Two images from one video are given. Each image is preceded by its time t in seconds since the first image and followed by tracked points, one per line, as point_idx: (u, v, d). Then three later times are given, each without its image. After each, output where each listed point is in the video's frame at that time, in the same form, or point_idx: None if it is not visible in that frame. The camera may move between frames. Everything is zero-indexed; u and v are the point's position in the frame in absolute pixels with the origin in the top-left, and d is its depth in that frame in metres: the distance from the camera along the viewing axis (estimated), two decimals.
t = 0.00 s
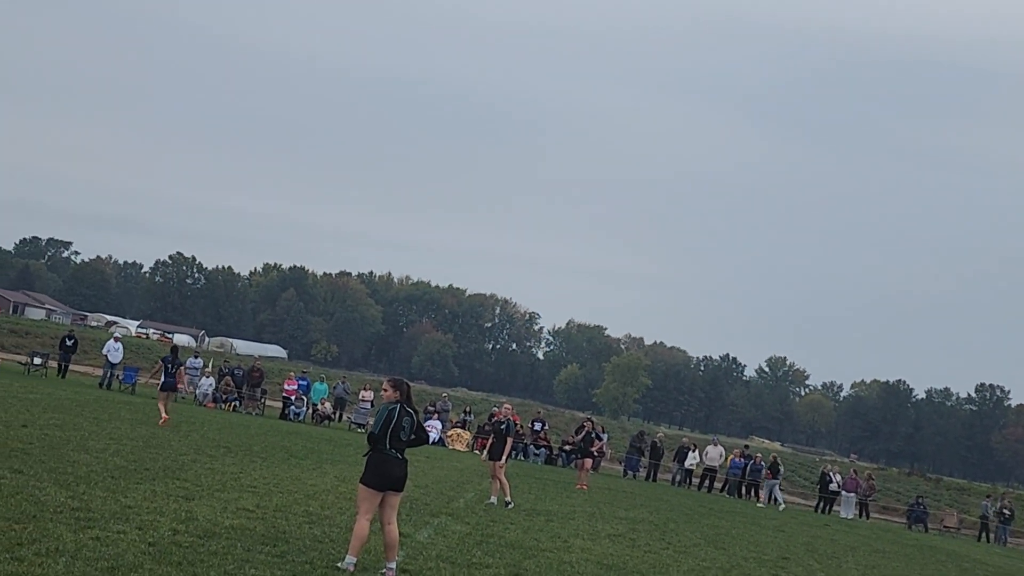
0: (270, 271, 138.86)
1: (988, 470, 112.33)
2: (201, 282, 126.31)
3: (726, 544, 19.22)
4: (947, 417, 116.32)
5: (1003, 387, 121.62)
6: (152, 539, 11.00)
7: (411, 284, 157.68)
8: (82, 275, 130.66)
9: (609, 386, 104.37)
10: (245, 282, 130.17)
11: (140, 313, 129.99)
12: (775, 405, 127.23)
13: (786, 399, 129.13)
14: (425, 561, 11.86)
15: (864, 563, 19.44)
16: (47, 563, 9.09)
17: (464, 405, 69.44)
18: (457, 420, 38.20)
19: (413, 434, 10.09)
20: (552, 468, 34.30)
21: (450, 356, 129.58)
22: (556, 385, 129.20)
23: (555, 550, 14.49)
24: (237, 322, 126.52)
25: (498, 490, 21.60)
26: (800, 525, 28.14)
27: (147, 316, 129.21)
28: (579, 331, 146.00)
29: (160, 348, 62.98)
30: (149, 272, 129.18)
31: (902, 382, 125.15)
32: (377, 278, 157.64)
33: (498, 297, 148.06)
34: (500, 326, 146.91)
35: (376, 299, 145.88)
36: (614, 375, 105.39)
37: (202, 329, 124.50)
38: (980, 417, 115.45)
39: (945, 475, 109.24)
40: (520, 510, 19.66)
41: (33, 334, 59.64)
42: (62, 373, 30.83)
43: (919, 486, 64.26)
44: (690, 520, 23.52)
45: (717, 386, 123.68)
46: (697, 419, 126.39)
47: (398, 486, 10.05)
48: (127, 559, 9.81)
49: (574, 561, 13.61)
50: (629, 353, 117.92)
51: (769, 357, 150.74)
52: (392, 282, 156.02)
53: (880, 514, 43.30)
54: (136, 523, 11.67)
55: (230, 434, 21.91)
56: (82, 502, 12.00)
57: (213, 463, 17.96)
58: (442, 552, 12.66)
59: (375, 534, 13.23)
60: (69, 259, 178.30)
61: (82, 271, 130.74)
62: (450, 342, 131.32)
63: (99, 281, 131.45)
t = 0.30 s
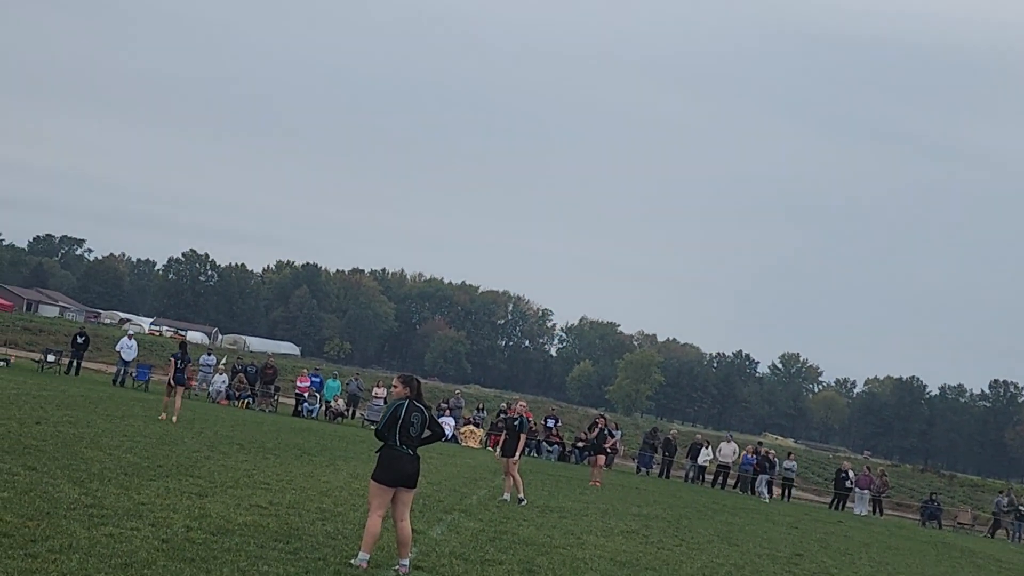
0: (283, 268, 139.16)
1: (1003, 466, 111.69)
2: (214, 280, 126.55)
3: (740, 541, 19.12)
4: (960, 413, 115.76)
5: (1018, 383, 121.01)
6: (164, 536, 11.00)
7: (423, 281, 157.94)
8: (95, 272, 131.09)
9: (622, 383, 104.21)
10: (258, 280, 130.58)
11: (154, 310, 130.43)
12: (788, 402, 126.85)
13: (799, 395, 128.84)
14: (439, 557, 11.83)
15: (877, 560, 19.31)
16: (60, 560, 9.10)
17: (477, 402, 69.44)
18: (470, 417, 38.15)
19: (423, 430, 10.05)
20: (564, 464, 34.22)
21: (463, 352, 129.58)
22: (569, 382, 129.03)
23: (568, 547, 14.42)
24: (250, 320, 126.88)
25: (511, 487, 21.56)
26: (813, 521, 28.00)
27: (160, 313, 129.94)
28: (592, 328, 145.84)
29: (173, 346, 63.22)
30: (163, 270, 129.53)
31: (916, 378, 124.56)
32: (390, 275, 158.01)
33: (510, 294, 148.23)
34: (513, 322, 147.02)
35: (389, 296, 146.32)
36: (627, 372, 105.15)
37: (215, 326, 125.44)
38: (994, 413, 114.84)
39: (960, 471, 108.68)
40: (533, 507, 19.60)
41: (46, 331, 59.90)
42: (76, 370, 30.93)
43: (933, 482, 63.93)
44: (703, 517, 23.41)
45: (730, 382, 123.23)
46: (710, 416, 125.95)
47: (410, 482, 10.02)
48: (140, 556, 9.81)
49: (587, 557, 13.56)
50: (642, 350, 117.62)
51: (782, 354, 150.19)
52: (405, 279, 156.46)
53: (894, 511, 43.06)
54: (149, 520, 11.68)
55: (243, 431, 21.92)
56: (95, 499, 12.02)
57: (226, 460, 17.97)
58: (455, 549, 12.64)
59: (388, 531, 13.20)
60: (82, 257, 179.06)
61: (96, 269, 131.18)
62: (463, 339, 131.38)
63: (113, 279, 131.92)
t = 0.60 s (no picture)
0: (293, 266, 139.46)
1: (1014, 463, 111.13)
2: (224, 278, 126.38)
3: (750, 538, 19.04)
4: (971, 411, 115.28)
5: None
6: (174, 533, 11.01)
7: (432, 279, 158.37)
8: (105, 271, 131.41)
9: (632, 380, 104.07)
10: (268, 278, 130.97)
11: (164, 308, 130.57)
12: (798, 398, 126.55)
13: (809, 392, 128.61)
14: (448, 555, 11.81)
15: (889, 557, 19.21)
16: (70, 557, 9.11)
17: (486, 400, 69.45)
18: (480, 415, 38.15)
19: (432, 430, 10.02)
20: (574, 462, 34.18)
21: (473, 350, 129.49)
22: (578, 379, 128.83)
23: (578, 544, 14.37)
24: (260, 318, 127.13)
25: (521, 485, 21.52)
26: (824, 518, 27.90)
27: (170, 312, 129.07)
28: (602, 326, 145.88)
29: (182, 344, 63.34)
30: (172, 268, 129.68)
31: (926, 375, 124.21)
32: (399, 272, 158.60)
33: (520, 292, 148.63)
34: (522, 321, 147.24)
35: (399, 294, 146.94)
36: (637, 369, 104.99)
37: (225, 324, 124.09)
38: (1005, 410, 114.36)
39: (970, 469, 108.26)
40: (542, 505, 19.55)
41: (56, 330, 60.06)
42: (85, 369, 31.00)
43: (943, 479, 63.67)
44: (713, 514, 23.32)
45: (740, 380, 123.02)
46: (720, 413, 125.55)
47: (420, 480, 9.99)
48: (150, 554, 9.81)
49: (596, 555, 13.52)
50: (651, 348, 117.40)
51: (791, 351, 149.84)
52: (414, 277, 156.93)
53: (905, 507, 42.89)
54: (159, 518, 11.71)
55: (253, 429, 21.97)
56: (106, 497, 12.05)
57: (236, 458, 17.99)
58: (464, 546, 12.62)
59: (398, 528, 13.18)
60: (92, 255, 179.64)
61: (106, 267, 131.50)
62: (472, 337, 131.39)
63: (123, 277, 132.25)
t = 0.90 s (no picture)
0: (299, 266, 139.63)
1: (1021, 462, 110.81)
2: (231, 278, 126.38)
3: (756, 537, 18.98)
4: (978, 409, 114.90)
5: None
6: (181, 533, 11.00)
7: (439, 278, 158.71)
8: (111, 270, 131.65)
9: (638, 379, 103.91)
10: (274, 278, 131.28)
11: (170, 308, 130.67)
12: (805, 397, 126.41)
13: (817, 391, 128.43)
14: (454, 554, 11.77)
15: (896, 555, 19.16)
16: (77, 557, 9.10)
17: (493, 398, 69.64)
18: (486, 413, 38.10)
19: (438, 429, 9.99)
20: (581, 461, 34.16)
21: (479, 349, 129.38)
22: (585, 378, 128.73)
23: (585, 543, 14.33)
24: (266, 318, 127.24)
25: (527, 485, 21.47)
26: (831, 517, 27.83)
27: (177, 312, 128.92)
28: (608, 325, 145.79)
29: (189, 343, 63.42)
30: (179, 267, 129.78)
31: (933, 373, 123.70)
32: (406, 272, 158.90)
33: (527, 291, 148.79)
34: (529, 319, 147.34)
35: (406, 294, 147.47)
36: (643, 367, 104.86)
37: (232, 324, 123.99)
38: (1012, 408, 113.89)
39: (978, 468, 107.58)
40: (549, 504, 19.51)
41: (63, 330, 60.16)
42: (91, 369, 31.02)
43: (951, 478, 63.55)
44: (720, 513, 23.27)
45: (746, 378, 122.84)
46: (727, 412, 125.26)
47: (426, 480, 9.95)
48: (157, 553, 9.80)
49: (603, 554, 13.47)
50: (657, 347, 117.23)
51: (798, 349, 149.58)
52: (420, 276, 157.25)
53: (912, 506, 42.75)
54: (165, 518, 11.69)
55: (259, 428, 21.99)
56: (112, 497, 12.04)
57: (243, 457, 17.99)
58: (471, 546, 12.56)
59: (405, 528, 13.15)
60: (98, 255, 180.13)
61: (112, 268, 131.79)
62: (479, 336, 131.42)
63: (129, 277, 132.50)
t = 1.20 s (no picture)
0: (302, 266, 139.72)
1: None
2: (235, 278, 126.43)
3: (760, 536, 18.96)
4: (981, 407, 114.72)
5: None
6: (184, 533, 11.00)
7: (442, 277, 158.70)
8: (115, 271, 131.83)
9: (642, 378, 103.73)
10: (278, 278, 131.38)
11: (174, 309, 130.74)
12: (809, 396, 126.13)
13: (820, 390, 128.22)
14: (458, 554, 11.77)
15: (900, 554, 19.13)
16: (81, 558, 9.12)
17: (497, 398, 69.57)
18: (490, 413, 38.10)
19: (442, 428, 9.99)
20: (585, 460, 34.15)
21: (483, 349, 129.20)
22: (589, 378, 128.65)
23: (589, 542, 14.34)
24: (270, 318, 127.23)
25: (531, 484, 21.47)
26: (837, 516, 27.77)
27: (181, 312, 128.91)
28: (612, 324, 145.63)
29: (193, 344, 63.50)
30: (182, 267, 129.82)
31: (938, 372, 123.43)
32: (409, 272, 158.94)
33: (530, 291, 148.77)
34: (532, 319, 147.24)
35: (410, 294, 147.61)
36: (647, 366, 104.74)
37: (236, 324, 123.97)
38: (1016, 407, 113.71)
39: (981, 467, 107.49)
40: (554, 503, 19.53)
41: (67, 331, 60.29)
42: (95, 369, 31.10)
43: (955, 476, 63.42)
44: (724, 512, 23.22)
45: (750, 377, 122.61)
46: (731, 412, 124.96)
47: (430, 480, 9.95)
48: (161, 554, 9.82)
49: (607, 553, 13.46)
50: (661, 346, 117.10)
51: (802, 349, 149.35)
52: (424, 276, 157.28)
53: (917, 504, 42.65)
54: (169, 518, 11.71)
55: (263, 428, 22.01)
56: (115, 497, 12.07)
57: (247, 458, 18.00)
58: (475, 546, 12.56)
59: (408, 527, 13.16)
60: (102, 256, 180.30)
61: (116, 268, 131.97)
62: (482, 336, 131.31)
63: (133, 277, 132.64)
